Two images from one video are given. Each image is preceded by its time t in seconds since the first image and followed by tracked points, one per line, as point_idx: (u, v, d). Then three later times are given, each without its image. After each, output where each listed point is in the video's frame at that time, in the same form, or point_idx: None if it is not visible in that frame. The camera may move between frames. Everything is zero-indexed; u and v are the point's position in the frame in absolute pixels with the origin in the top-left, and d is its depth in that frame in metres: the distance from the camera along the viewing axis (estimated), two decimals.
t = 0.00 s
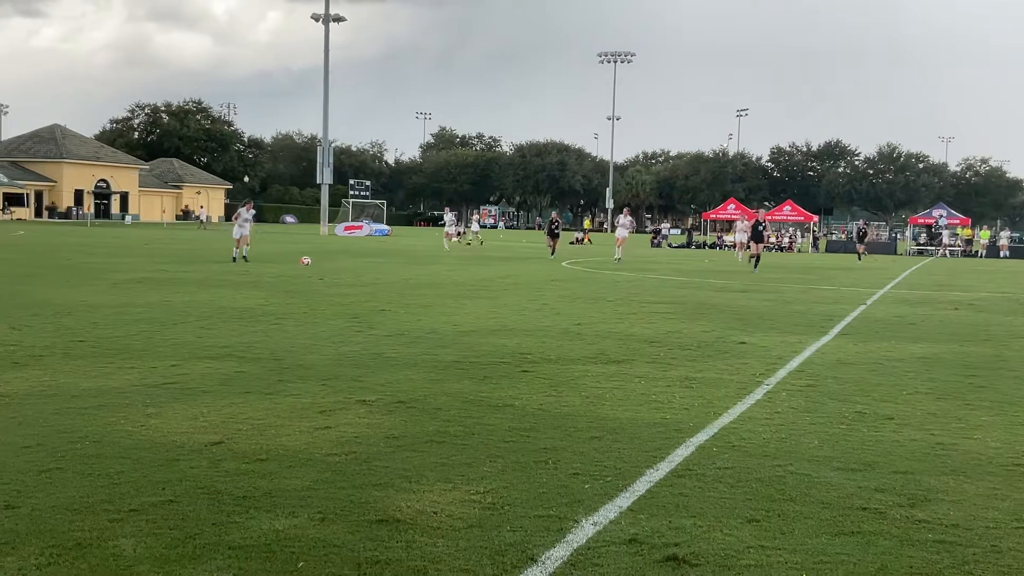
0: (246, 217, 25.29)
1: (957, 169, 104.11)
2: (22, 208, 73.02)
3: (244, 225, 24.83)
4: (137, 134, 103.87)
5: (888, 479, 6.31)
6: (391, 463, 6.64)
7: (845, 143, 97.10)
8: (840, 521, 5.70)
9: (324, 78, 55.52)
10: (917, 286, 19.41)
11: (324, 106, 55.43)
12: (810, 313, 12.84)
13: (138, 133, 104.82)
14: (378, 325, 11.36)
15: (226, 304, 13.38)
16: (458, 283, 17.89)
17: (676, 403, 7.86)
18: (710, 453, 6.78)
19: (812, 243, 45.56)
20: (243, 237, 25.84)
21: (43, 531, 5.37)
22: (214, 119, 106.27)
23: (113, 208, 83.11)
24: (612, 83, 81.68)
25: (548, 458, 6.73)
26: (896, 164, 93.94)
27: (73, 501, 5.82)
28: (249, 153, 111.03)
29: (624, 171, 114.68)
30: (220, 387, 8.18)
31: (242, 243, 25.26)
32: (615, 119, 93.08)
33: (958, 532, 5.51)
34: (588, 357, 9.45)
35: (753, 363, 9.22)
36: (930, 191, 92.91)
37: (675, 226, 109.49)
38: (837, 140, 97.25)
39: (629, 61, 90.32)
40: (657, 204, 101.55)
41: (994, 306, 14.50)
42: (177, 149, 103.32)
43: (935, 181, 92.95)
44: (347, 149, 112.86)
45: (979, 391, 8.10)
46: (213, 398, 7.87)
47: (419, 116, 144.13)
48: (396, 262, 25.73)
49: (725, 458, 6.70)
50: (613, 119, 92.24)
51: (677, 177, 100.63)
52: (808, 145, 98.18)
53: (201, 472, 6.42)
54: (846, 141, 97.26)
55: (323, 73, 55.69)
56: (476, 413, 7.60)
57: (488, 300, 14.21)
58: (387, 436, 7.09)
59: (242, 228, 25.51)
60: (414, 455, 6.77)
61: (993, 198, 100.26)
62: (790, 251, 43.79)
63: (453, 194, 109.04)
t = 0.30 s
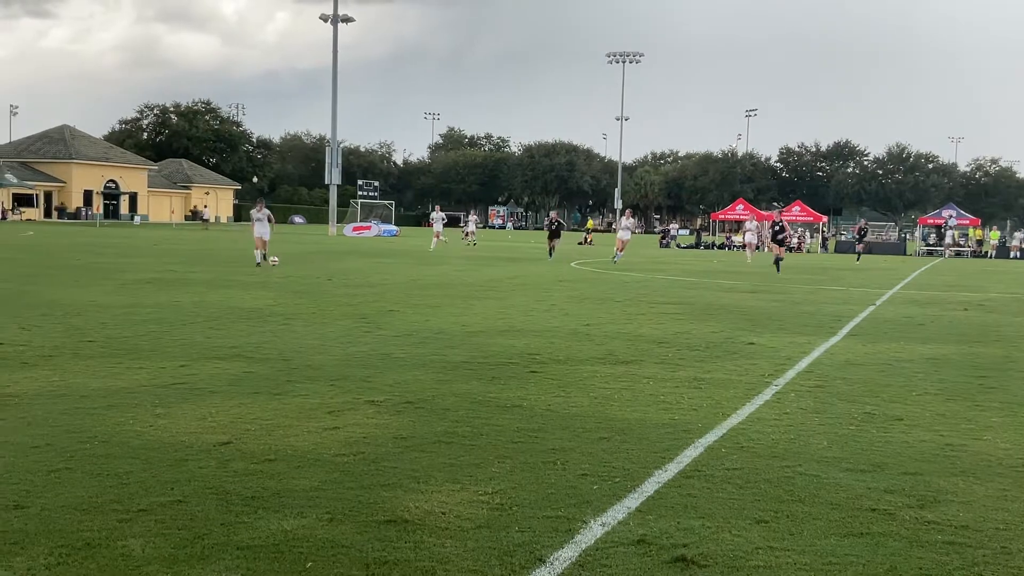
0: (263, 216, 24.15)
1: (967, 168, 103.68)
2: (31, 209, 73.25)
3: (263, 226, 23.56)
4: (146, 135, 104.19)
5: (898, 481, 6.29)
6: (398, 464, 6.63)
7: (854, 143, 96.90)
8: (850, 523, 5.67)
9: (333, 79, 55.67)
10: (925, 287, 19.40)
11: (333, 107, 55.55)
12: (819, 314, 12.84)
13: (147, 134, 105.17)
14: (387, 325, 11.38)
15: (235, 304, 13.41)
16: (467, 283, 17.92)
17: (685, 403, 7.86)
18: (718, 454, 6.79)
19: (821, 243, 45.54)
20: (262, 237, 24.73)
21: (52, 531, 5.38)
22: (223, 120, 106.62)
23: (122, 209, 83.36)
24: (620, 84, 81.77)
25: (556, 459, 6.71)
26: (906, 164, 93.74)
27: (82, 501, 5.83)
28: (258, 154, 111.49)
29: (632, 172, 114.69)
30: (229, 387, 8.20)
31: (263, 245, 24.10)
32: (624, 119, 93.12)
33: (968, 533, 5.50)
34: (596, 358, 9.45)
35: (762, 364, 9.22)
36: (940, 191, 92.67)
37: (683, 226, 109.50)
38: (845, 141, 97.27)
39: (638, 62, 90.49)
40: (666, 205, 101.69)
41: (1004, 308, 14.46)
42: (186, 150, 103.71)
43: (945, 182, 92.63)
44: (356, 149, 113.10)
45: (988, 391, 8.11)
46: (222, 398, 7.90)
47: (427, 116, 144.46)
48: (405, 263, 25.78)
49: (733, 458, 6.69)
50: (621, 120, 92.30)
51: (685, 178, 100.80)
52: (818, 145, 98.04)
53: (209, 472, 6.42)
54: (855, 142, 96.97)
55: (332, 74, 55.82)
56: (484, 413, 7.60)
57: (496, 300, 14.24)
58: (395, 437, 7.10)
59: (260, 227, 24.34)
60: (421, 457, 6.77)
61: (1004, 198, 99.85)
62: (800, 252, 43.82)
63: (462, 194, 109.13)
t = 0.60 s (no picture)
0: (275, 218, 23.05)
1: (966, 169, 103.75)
2: (30, 209, 73.24)
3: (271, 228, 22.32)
4: (145, 136, 104.17)
5: (897, 482, 6.29)
6: (398, 465, 6.63)
7: (853, 144, 97.48)
8: (849, 524, 5.67)
9: (333, 80, 55.68)
10: (925, 288, 19.45)
11: (332, 107, 55.54)
12: (819, 314, 12.86)
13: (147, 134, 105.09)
14: (386, 326, 11.39)
15: (234, 304, 13.41)
16: (467, 283, 17.93)
17: (684, 404, 7.87)
18: (718, 454, 6.78)
19: (820, 244, 45.67)
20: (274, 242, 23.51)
21: (51, 531, 5.38)
22: (222, 120, 106.57)
23: (122, 209, 83.29)
24: (620, 85, 81.95)
25: (556, 460, 6.71)
26: (905, 165, 93.80)
27: (82, 501, 5.84)
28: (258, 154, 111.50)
29: (631, 172, 114.83)
30: (228, 387, 8.21)
31: (270, 249, 22.74)
32: (623, 120, 93.36)
33: (968, 534, 5.50)
34: (596, 359, 9.46)
35: (761, 364, 9.23)
36: (939, 192, 92.54)
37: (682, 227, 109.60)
38: (845, 141, 97.34)
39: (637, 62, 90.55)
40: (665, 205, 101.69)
41: (1004, 308, 14.49)
42: (186, 150, 103.71)
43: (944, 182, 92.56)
44: (355, 150, 113.17)
45: (987, 392, 8.12)
46: (221, 399, 7.90)
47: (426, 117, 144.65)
48: (404, 263, 25.76)
49: (733, 459, 6.69)
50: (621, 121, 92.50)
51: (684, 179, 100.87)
52: (817, 146, 98.75)
53: (209, 474, 6.42)
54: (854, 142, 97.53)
55: (331, 75, 55.85)
56: (483, 414, 7.60)
57: (496, 301, 14.24)
58: (395, 437, 7.10)
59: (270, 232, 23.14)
60: (421, 457, 6.76)
61: (1003, 199, 99.88)
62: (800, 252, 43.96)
63: (461, 195, 109.19)
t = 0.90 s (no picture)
0: (284, 218, 22.21)
1: (954, 170, 104.10)
2: (18, 210, 73.05)
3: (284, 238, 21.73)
4: (134, 136, 103.92)
5: (886, 481, 6.31)
6: (388, 466, 6.61)
7: (841, 145, 98.05)
8: (837, 524, 5.67)
9: (322, 80, 55.62)
10: (912, 288, 19.54)
11: (321, 108, 55.50)
12: (808, 314, 12.89)
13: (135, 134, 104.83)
14: (376, 327, 11.39)
15: (223, 305, 13.39)
16: (456, 284, 17.93)
17: (674, 404, 7.89)
18: (707, 454, 6.80)
19: (809, 245, 45.88)
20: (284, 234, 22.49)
21: (39, 533, 5.36)
22: (212, 120, 106.40)
23: (110, 210, 83.09)
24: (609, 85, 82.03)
25: (546, 460, 6.71)
26: (893, 165, 94.01)
27: (70, 503, 5.82)
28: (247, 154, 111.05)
29: (621, 173, 115.07)
30: (218, 388, 8.21)
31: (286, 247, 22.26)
32: (612, 120, 93.57)
33: (955, 533, 5.51)
34: (585, 359, 9.47)
35: (750, 364, 9.26)
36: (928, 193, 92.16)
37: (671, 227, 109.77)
38: (834, 141, 98.16)
39: (626, 63, 90.75)
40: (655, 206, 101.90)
41: (992, 308, 14.56)
42: (174, 150, 103.53)
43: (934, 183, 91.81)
44: (344, 150, 113.16)
45: (975, 391, 8.16)
46: (211, 399, 7.89)
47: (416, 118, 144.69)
48: (393, 264, 25.72)
49: (722, 459, 6.71)
50: (610, 121, 92.64)
51: (673, 180, 100.98)
52: (806, 146, 99.54)
53: (197, 475, 6.40)
54: (841, 143, 97.97)
55: (321, 75, 55.79)
56: (473, 415, 7.59)
57: (485, 301, 14.27)
58: (384, 438, 7.09)
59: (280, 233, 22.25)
60: (409, 458, 6.76)
61: (991, 200, 100.21)
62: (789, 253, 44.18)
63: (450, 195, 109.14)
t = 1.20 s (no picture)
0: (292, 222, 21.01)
1: (931, 170, 104.76)
2: None
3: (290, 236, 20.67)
4: (111, 136, 103.32)
5: (864, 480, 6.33)
6: (368, 468, 6.59)
7: (819, 145, 98.60)
8: (815, 523, 5.69)
9: (301, 80, 55.47)
10: (888, 288, 19.67)
11: (300, 108, 55.35)
12: (787, 314, 12.94)
13: (112, 134, 104.16)
14: (355, 327, 11.36)
15: (200, 306, 13.30)
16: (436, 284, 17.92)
17: (653, 404, 7.90)
18: (686, 453, 6.81)
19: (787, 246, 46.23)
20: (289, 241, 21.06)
21: (16, 536, 5.32)
22: (189, 121, 105.92)
23: (86, 210, 82.53)
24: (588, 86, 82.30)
25: (526, 461, 6.71)
26: (871, 165, 94.43)
27: (47, 505, 5.77)
28: (225, 155, 110.56)
29: (600, 173, 115.44)
30: (196, 389, 8.17)
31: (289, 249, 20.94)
32: (592, 120, 93.77)
33: (932, 532, 5.54)
34: (564, 359, 9.48)
35: (728, 364, 9.29)
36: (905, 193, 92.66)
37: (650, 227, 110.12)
38: (811, 142, 98.65)
39: (606, 64, 90.95)
40: (633, 206, 102.20)
41: (967, 308, 14.66)
42: (152, 151, 102.99)
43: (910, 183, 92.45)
44: (323, 151, 113.08)
45: (952, 390, 8.21)
46: (188, 401, 7.86)
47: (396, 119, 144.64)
48: (371, 265, 25.67)
49: (701, 458, 6.72)
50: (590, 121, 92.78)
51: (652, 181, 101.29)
52: (784, 147, 100.01)
53: (175, 478, 6.35)
54: (820, 144, 98.52)
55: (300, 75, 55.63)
56: (452, 415, 7.58)
57: (465, 302, 14.25)
58: (364, 439, 7.07)
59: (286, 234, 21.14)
60: (389, 459, 6.74)
61: (967, 200, 100.77)
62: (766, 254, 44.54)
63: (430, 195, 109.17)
